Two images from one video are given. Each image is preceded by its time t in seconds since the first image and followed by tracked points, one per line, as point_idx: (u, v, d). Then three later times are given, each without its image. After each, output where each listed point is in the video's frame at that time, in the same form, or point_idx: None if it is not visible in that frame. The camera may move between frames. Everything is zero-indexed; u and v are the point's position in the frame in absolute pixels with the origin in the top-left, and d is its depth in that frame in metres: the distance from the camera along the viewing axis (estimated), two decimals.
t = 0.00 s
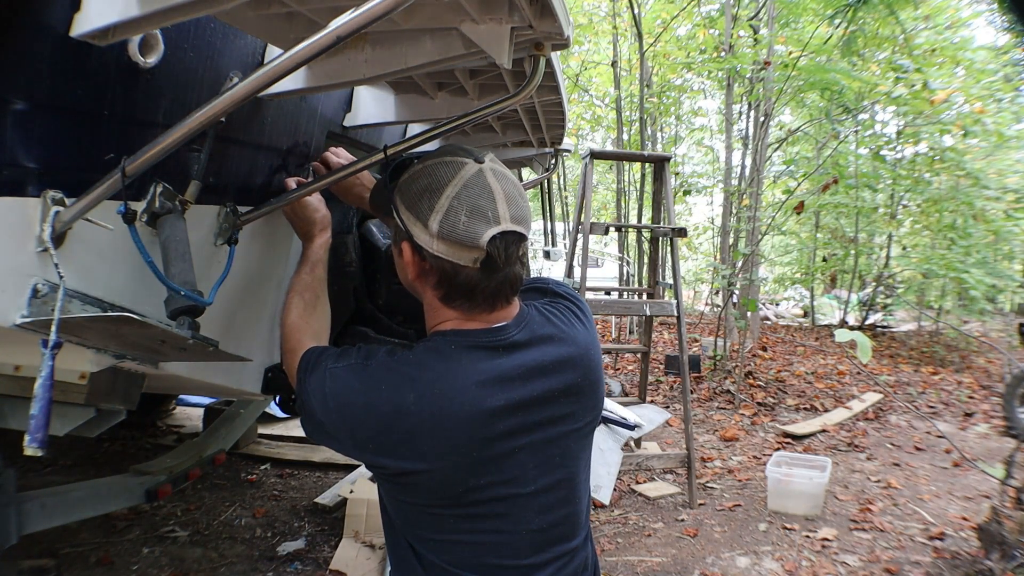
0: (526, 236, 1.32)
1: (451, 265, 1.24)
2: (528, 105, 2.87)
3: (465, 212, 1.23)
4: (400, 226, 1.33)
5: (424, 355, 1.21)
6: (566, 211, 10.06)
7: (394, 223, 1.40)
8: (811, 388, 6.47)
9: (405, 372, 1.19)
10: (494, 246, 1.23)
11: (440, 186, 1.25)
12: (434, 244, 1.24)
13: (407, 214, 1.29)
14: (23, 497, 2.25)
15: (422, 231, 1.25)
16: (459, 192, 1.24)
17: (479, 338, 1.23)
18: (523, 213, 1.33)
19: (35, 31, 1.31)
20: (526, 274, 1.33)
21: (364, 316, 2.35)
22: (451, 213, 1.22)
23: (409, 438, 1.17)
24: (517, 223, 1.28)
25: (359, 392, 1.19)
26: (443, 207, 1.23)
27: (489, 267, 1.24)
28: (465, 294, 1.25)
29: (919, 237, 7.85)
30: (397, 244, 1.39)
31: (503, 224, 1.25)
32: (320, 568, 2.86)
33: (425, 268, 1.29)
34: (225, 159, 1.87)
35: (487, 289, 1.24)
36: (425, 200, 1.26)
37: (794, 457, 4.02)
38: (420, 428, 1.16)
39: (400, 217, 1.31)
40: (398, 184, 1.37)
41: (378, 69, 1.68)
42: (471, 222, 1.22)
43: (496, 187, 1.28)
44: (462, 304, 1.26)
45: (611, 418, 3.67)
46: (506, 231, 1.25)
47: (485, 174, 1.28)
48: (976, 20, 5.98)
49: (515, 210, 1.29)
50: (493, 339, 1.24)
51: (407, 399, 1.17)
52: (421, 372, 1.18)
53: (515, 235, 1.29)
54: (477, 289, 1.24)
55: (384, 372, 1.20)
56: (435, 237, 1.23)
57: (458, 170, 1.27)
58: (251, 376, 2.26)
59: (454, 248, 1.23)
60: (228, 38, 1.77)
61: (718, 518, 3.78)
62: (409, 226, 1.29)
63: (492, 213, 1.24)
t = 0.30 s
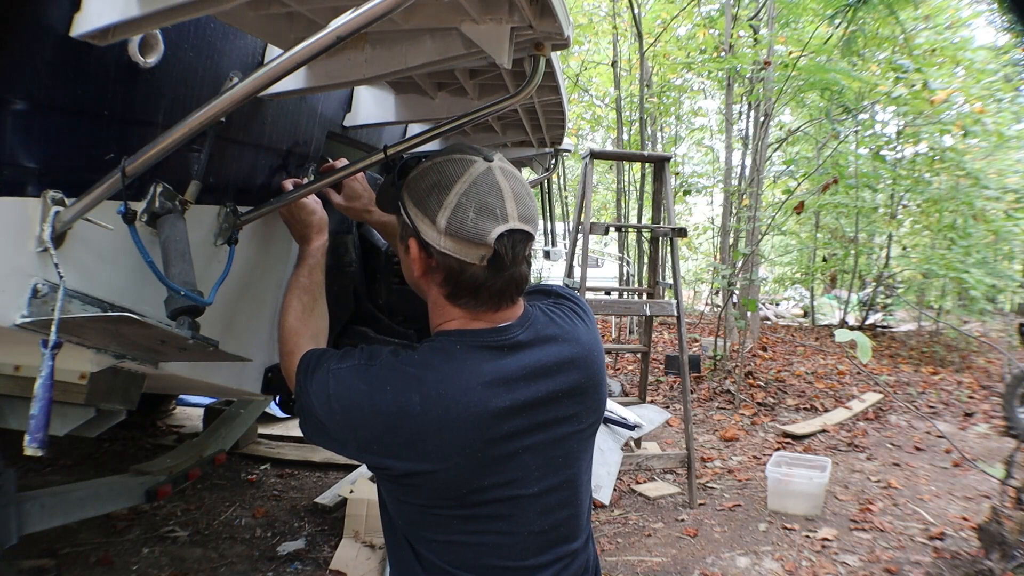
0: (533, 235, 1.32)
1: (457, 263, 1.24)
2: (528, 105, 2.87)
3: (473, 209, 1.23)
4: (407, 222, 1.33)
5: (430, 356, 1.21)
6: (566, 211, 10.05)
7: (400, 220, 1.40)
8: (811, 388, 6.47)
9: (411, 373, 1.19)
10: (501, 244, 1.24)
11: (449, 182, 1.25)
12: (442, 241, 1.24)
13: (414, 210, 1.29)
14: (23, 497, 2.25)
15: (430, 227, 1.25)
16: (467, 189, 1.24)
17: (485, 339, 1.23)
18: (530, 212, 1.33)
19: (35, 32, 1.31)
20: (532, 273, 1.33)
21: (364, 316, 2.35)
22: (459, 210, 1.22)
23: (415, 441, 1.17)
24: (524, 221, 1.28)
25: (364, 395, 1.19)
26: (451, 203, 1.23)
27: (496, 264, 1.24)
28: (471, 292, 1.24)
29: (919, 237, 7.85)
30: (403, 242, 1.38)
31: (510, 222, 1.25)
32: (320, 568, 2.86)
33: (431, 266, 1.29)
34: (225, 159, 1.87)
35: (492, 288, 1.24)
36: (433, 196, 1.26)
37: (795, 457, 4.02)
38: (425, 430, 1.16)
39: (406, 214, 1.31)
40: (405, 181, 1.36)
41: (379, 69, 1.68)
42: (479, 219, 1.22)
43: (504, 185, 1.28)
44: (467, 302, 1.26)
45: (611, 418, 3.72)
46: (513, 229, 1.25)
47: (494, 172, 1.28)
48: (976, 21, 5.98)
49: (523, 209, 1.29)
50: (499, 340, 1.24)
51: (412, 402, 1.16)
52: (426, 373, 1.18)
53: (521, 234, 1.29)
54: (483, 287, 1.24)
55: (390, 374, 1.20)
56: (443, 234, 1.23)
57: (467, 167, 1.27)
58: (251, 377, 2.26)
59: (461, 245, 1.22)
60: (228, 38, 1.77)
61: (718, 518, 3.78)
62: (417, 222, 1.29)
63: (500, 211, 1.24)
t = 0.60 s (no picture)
0: (542, 231, 1.32)
1: (466, 256, 1.23)
2: (528, 105, 2.87)
3: (483, 201, 1.22)
4: (417, 217, 1.33)
5: (442, 357, 1.19)
6: (566, 211, 10.05)
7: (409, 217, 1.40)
8: (811, 388, 6.47)
9: (426, 376, 1.15)
10: (510, 236, 1.23)
11: (460, 176, 1.26)
12: (451, 233, 1.23)
13: (424, 204, 1.28)
14: (23, 497, 2.25)
15: (439, 220, 1.24)
16: (477, 182, 1.24)
17: (496, 340, 1.22)
18: (539, 208, 1.33)
19: (35, 31, 1.31)
20: (541, 270, 1.32)
21: (364, 317, 2.36)
22: (469, 202, 1.22)
23: (432, 447, 1.14)
24: (534, 216, 1.28)
25: (377, 404, 1.14)
26: (461, 196, 1.23)
27: (505, 258, 1.23)
28: (480, 286, 1.24)
29: (920, 237, 7.85)
30: (412, 239, 1.37)
31: (520, 215, 1.24)
32: (320, 568, 2.86)
33: (440, 260, 1.28)
34: (225, 159, 1.87)
35: (501, 282, 1.24)
36: (443, 189, 1.25)
37: (795, 457, 4.03)
38: (440, 435, 1.14)
39: (416, 208, 1.31)
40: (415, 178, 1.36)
41: (379, 69, 1.68)
42: (488, 210, 1.22)
43: (514, 179, 1.28)
44: (477, 295, 1.25)
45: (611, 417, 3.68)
46: (523, 222, 1.25)
47: (504, 167, 1.29)
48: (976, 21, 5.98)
49: (532, 204, 1.29)
50: (508, 338, 1.23)
51: (428, 408, 1.13)
52: (441, 376, 1.15)
53: (531, 229, 1.28)
54: (491, 281, 1.23)
55: (403, 378, 1.16)
56: (452, 226, 1.22)
57: (477, 162, 1.28)
58: (251, 377, 2.26)
59: (471, 237, 1.22)
60: (227, 38, 1.77)
61: (719, 518, 3.78)
62: (426, 216, 1.28)
63: (509, 203, 1.24)
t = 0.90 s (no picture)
0: (554, 230, 1.26)
1: (482, 250, 1.16)
2: (529, 105, 2.87)
3: (498, 195, 1.17)
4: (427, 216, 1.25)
5: (461, 362, 1.08)
6: (566, 210, 10.05)
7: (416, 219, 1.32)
8: (811, 388, 6.47)
9: (449, 385, 1.04)
10: (525, 229, 1.17)
11: (472, 172, 1.20)
12: (466, 228, 1.17)
13: (436, 201, 1.22)
14: (22, 497, 2.25)
15: (453, 217, 1.18)
16: (491, 177, 1.19)
17: (506, 338, 1.13)
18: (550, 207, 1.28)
19: (34, 31, 1.31)
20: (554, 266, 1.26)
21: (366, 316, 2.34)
22: (484, 195, 1.16)
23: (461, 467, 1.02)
24: (547, 212, 1.23)
25: (404, 424, 1.00)
26: (475, 190, 1.17)
27: (520, 251, 1.17)
28: (496, 281, 1.17)
29: (920, 237, 7.85)
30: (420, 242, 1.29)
31: (534, 208, 1.19)
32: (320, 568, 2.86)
33: (453, 260, 1.20)
34: (225, 159, 1.87)
35: (517, 276, 1.17)
36: (456, 185, 1.20)
37: (794, 457, 4.02)
38: (470, 451, 1.02)
39: (426, 204, 1.24)
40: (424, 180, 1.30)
41: (379, 69, 1.68)
42: (503, 203, 1.17)
43: (526, 175, 1.23)
44: (492, 291, 1.17)
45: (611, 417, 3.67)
46: (537, 216, 1.19)
47: (515, 165, 1.24)
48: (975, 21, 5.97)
49: (544, 201, 1.24)
50: (520, 335, 1.16)
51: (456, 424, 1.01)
52: (464, 383, 1.04)
53: (544, 226, 1.23)
54: (507, 275, 1.17)
55: (425, 392, 1.03)
56: (467, 220, 1.16)
57: (489, 159, 1.23)
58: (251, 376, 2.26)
59: (487, 230, 1.15)
60: (228, 38, 1.77)
61: (719, 518, 3.78)
62: (438, 212, 1.21)
63: (522, 197, 1.19)
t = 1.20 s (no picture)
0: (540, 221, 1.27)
1: (477, 244, 1.15)
2: (528, 105, 2.87)
3: (482, 186, 1.18)
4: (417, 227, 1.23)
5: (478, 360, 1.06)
6: (566, 211, 10.05)
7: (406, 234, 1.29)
8: (811, 388, 6.47)
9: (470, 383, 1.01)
10: (515, 214, 1.17)
11: (452, 174, 1.22)
12: (458, 225, 1.16)
13: (424, 206, 1.20)
14: (23, 497, 2.25)
15: (443, 219, 1.17)
16: (471, 174, 1.20)
17: (516, 332, 1.12)
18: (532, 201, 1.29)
19: (35, 31, 1.31)
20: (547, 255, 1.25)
21: (365, 317, 2.36)
22: (468, 190, 1.17)
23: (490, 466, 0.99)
24: (530, 200, 1.24)
25: (433, 425, 0.96)
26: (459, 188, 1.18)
27: (514, 237, 1.16)
28: (496, 272, 1.15)
29: (920, 237, 7.84)
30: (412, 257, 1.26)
31: (518, 195, 1.20)
32: (320, 568, 2.86)
33: (449, 264, 1.18)
34: (225, 159, 1.87)
35: (515, 263, 1.16)
36: (439, 189, 1.20)
37: (794, 457, 4.02)
38: (497, 448, 1.00)
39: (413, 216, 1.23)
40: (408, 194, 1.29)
41: (379, 69, 1.68)
42: (489, 193, 1.17)
43: (504, 170, 1.25)
44: (494, 284, 1.15)
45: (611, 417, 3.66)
46: (523, 201, 1.20)
47: (492, 163, 1.26)
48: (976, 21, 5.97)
49: (526, 191, 1.26)
50: (527, 330, 1.14)
51: (482, 423, 0.98)
52: (486, 380, 1.02)
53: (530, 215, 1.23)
54: (506, 262, 1.15)
55: (448, 392, 1.00)
56: (458, 216, 1.16)
57: (466, 161, 1.25)
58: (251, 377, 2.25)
59: (479, 222, 1.15)
60: (228, 38, 1.77)
61: (719, 518, 3.78)
62: (427, 217, 1.20)
63: (506, 186, 1.20)
